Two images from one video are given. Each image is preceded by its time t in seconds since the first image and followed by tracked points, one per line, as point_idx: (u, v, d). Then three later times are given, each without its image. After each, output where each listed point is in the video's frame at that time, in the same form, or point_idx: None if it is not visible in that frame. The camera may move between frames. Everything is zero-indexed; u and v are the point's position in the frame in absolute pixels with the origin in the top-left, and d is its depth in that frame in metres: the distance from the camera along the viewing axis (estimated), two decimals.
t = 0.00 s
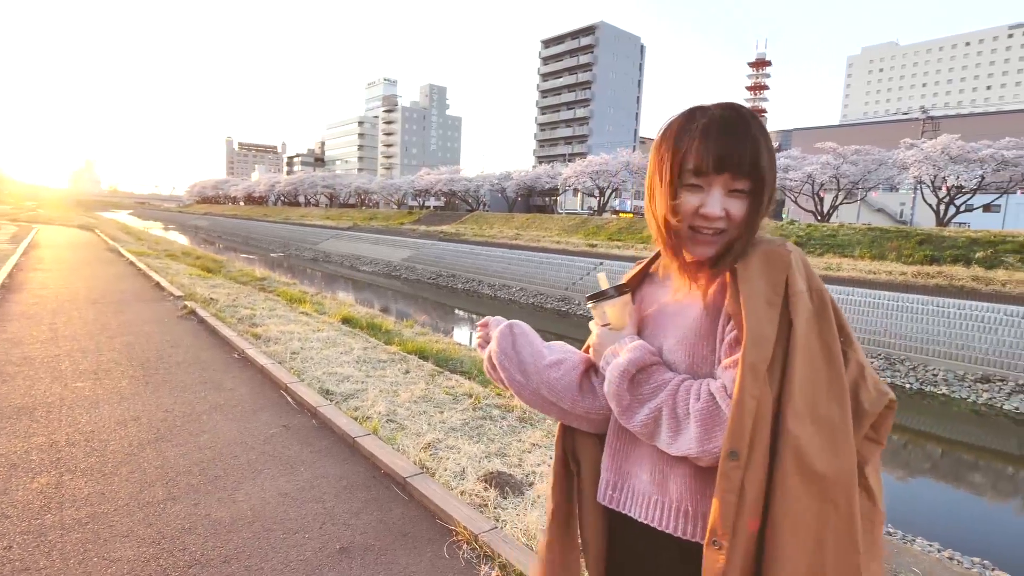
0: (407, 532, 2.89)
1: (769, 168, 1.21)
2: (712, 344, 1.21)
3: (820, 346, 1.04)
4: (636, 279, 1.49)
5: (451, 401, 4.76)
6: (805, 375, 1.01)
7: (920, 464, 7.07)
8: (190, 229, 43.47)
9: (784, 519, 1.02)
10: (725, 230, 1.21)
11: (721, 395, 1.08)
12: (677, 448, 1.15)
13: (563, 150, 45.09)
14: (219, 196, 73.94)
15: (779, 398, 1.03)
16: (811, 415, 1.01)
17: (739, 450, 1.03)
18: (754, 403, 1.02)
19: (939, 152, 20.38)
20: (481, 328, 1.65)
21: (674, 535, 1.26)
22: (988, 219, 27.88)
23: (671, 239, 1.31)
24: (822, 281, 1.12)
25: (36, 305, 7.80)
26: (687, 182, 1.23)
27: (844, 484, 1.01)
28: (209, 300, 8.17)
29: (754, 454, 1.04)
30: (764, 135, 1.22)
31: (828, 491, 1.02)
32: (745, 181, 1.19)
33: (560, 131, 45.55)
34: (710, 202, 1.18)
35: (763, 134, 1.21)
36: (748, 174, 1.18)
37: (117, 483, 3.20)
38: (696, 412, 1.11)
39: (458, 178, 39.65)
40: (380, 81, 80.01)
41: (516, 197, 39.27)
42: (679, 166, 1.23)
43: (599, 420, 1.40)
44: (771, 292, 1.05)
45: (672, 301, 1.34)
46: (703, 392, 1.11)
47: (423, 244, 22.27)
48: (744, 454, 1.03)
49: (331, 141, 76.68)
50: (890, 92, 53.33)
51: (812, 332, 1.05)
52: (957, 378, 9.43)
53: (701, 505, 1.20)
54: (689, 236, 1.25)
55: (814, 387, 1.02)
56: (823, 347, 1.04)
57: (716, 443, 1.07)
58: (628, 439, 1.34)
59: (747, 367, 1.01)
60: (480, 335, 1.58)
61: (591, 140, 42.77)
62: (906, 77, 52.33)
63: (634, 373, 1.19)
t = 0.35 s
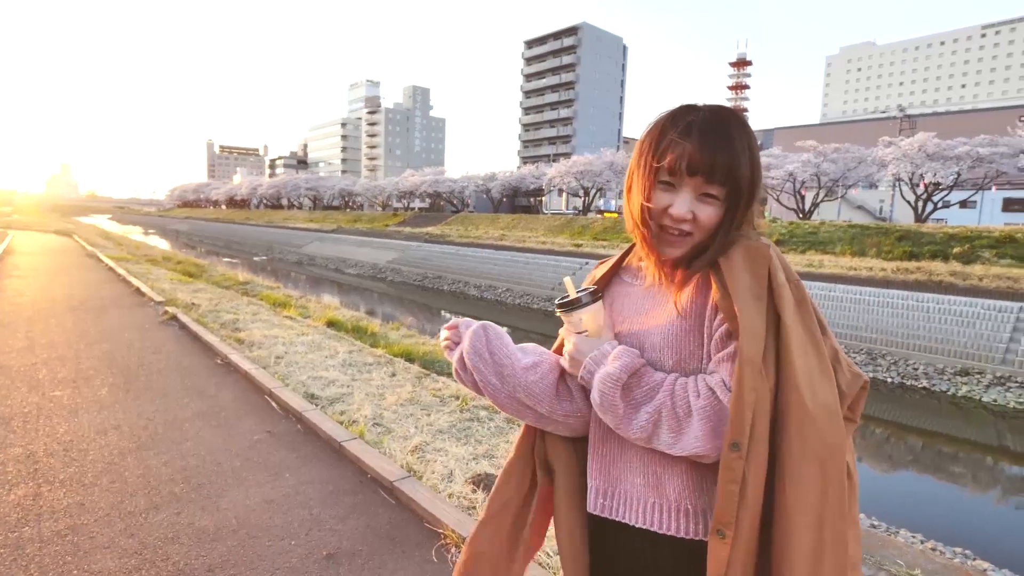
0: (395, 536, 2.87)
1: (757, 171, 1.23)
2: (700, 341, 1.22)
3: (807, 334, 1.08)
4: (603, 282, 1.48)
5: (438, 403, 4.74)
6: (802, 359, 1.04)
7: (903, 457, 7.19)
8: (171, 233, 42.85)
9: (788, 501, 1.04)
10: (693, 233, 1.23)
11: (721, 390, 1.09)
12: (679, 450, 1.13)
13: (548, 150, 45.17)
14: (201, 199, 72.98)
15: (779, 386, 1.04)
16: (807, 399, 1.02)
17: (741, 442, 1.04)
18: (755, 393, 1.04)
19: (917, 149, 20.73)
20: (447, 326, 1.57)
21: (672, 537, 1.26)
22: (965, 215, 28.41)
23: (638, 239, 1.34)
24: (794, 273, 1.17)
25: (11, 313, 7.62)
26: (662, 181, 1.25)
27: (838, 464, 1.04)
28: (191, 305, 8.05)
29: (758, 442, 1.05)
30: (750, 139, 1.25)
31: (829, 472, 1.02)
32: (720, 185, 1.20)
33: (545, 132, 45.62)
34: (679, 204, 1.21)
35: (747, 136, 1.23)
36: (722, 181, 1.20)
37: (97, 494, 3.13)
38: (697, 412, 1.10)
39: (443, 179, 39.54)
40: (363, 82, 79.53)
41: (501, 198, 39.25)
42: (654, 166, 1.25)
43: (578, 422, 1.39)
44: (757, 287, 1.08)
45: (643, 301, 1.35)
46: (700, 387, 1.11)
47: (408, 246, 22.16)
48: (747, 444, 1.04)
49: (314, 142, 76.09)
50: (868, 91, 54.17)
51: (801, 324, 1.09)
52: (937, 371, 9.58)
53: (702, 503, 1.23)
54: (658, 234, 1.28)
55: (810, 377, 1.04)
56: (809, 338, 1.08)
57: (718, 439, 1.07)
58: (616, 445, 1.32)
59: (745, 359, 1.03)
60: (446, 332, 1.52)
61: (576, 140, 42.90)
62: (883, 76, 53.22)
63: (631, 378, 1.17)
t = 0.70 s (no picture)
0: (388, 540, 2.85)
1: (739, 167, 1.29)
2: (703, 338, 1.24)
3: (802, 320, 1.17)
4: (584, 280, 1.45)
5: (431, 405, 4.72)
6: (803, 345, 1.10)
7: (894, 454, 7.25)
8: (161, 236, 42.60)
9: (810, 491, 1.04)
10: (686, 228, 1.24)
11: (743, 384, 1.10)
12: (702, 452, 1.12)
13: (540, 151, 45.25)
14: (191, 202, 72.56)
15: (792, 380, 1.07)
16: (814, 386, 1.07)
17: (771, 432, 1.05)
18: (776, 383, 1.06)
19: (905, 148, 20.91)
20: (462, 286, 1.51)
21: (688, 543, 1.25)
22: (953, 213, 28.68)
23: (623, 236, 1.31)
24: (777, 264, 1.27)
25: None
26: (655, 176, 1.23)
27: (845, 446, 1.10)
28: (182, 309, 8.00)
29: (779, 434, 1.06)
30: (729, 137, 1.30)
31: (835, 449, 1.08)
32: (712, 182, 1.23)
33: (536, 132, 45.65)
34: (677, 199, 1.20)
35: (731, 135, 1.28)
36: (712, 176, 1.23)
37: (86, 501, 3.10)
38: (719, 409, 1.10)
39: (435, 180, 39.49)
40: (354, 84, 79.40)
41: (493, 199, 39.26)
42: (644, 161, 1.24)
43: (580, 423, 1.34)
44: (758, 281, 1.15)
45: (630, 302, 1.32)
46: (716, 385, 1.11)
47: (401, 247, 22.12)
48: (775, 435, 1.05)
49: (305, 144, 75.85)
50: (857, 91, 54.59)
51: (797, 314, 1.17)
52: (927, 368, 9.67)
53: (722, 503, 1.24)
54: (648, 231, 1.26)
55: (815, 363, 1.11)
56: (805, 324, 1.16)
57: (746, 435, 1.08)
58: (621, 457, 1.29)
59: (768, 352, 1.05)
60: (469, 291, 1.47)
61: (567, 141, 42.97)
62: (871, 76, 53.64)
63: (647, 384, 1.16)
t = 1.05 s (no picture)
0: (387, 551, 2.83)
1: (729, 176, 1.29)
2: (699, 349, 1.23)
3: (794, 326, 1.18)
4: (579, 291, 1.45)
5: (429, 413, 4.70)
6: (800, 356, 1.09)
7: (893, 458, 7.24)
8: (158, 243, 42.60)
9: (800, 502, 1.02)
10: (679, 238, 1.23)
11: (738, 395, 1.09)
12: (699, 465, 1.11)
13: (536, 157, 45.37)
14: (188, 210, 72.54)
15: (787, 390, 1.05)
16: (807, 392, 1.06)
17: (761, 439, 1.03)
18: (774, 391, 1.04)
19: (899, 153, 21.03)
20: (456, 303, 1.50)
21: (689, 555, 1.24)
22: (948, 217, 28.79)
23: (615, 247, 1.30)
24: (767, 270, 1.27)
25: None
26: (646, 185, 1.23)
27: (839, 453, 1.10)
28: (179, 317, 7.97)
29: (770, 439, 1.05)
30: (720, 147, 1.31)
31: (827, 458, 1.07)
32: (703, 191, 1.23)
33: (533, 138, 45.82)
34: (671, 206, 1.19)
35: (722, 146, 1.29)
36: (703, 185, 1.23)
37: (81, 512, 3.07)
38: (714, 422, 1.08)
39: (432, 187, 39.56)
40: (351, 91, 79.64)
41: (491, 204, 39.32)
42: (632, 173, 1.24)
43: (577, 435, 1.32)
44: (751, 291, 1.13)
45: (625, 314, 1.31)
46: (712, 398, 1.10)
47: (398, 254, 22.12)
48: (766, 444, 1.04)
49: (302, 152, 75.98)
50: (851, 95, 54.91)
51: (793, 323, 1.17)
52: (925, 372, 9.68)
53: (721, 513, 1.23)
54: (642, 241, 1.25)
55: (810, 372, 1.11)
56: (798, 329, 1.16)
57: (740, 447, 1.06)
58: (618, 470, 1.28)
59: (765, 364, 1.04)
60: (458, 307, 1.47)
61: (564, 147, 43.09)
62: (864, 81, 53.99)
63: (640, 397, 1.14)
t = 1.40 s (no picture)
0: (389, 555, 2.84)
1: (724, 175, 1.26)
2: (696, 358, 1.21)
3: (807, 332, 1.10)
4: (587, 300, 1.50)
5: (430, 417, 4.71)
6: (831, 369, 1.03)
7: (897, 460, 7.23)
8: (160, 250, 42.75)
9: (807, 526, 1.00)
10: (670, 244, 1.24)
11: (725, 412, 1.07)
12: (685, 480, 1.12)
13: (537, 160, 45.45)
14: (189, 216, 72.75)
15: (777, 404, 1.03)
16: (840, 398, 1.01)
17: (746, 462, 1.00)
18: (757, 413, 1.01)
19: (900, 153, 21.03)
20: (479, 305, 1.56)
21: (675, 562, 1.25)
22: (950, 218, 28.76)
23: (615, 255, 1.35)
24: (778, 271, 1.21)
25: None
26: (631, 196, 1.27)
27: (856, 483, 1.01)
28: (181, 323, 8.00)
29: (759, 459, 1.02)
30: (716, 147, 1.28)
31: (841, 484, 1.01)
32: (691, 195, 1.23)
33: (532, 142, 45.93)
34: (653, 217, 1.22)
35: (714, 147, 1.26)
36: (689, 190, 1.22)
37: (84, 518, 3.09)
38: (701, 439, 1.08)
39: (432, 191, 39.63)
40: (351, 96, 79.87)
41: (491, 208, 39.36)
42: (621, 186, 1.29)
43: (579, 437, 1.34)
44: (752, 299, 1.07)
45: (625, 322, 1.35)
46: (699, 414, 1.10)
47: (399, 259, 22.15)
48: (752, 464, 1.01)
49: (303, 157, 76.19)
50: (851, 97, 54.91)
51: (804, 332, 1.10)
52: (928, 373, 9.67)
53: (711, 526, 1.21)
54: (634, 252, 1.28)
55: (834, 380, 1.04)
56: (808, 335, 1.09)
57: (721, 462, 1.05)
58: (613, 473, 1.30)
59: (751, 381, 1.00)
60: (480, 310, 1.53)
61: (564, 150, 43.16)
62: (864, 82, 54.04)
63: (628, 405, 1.16)
